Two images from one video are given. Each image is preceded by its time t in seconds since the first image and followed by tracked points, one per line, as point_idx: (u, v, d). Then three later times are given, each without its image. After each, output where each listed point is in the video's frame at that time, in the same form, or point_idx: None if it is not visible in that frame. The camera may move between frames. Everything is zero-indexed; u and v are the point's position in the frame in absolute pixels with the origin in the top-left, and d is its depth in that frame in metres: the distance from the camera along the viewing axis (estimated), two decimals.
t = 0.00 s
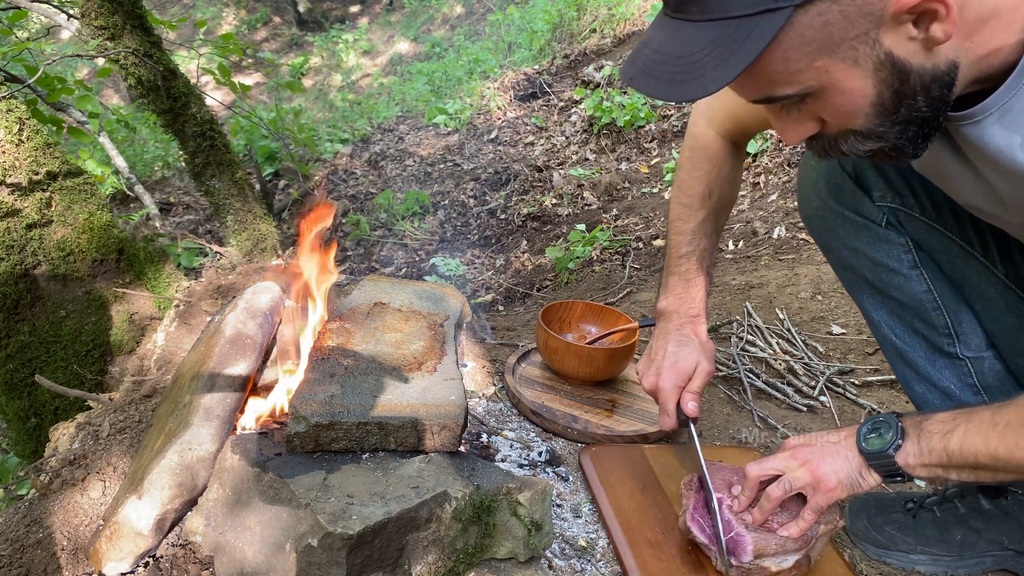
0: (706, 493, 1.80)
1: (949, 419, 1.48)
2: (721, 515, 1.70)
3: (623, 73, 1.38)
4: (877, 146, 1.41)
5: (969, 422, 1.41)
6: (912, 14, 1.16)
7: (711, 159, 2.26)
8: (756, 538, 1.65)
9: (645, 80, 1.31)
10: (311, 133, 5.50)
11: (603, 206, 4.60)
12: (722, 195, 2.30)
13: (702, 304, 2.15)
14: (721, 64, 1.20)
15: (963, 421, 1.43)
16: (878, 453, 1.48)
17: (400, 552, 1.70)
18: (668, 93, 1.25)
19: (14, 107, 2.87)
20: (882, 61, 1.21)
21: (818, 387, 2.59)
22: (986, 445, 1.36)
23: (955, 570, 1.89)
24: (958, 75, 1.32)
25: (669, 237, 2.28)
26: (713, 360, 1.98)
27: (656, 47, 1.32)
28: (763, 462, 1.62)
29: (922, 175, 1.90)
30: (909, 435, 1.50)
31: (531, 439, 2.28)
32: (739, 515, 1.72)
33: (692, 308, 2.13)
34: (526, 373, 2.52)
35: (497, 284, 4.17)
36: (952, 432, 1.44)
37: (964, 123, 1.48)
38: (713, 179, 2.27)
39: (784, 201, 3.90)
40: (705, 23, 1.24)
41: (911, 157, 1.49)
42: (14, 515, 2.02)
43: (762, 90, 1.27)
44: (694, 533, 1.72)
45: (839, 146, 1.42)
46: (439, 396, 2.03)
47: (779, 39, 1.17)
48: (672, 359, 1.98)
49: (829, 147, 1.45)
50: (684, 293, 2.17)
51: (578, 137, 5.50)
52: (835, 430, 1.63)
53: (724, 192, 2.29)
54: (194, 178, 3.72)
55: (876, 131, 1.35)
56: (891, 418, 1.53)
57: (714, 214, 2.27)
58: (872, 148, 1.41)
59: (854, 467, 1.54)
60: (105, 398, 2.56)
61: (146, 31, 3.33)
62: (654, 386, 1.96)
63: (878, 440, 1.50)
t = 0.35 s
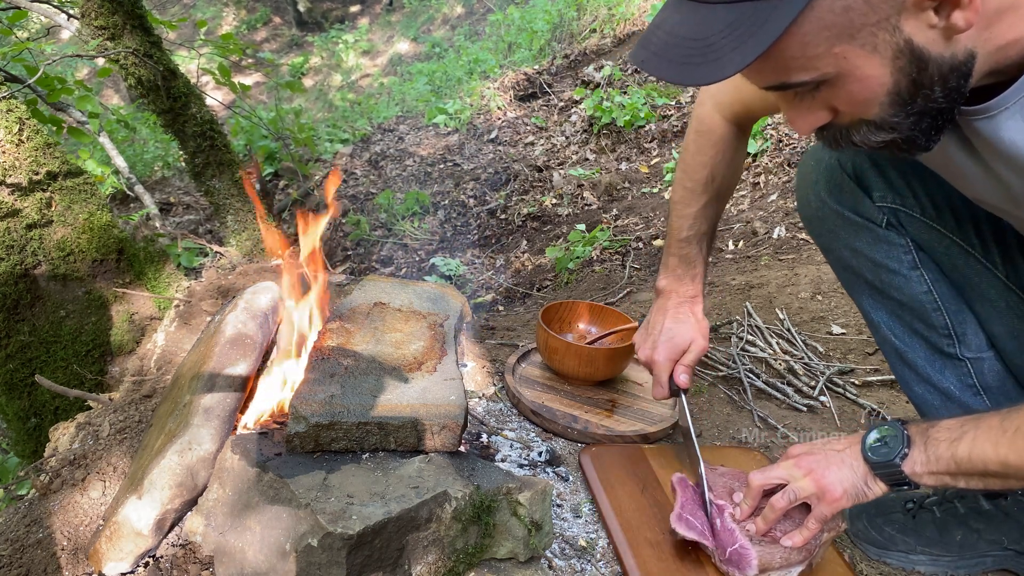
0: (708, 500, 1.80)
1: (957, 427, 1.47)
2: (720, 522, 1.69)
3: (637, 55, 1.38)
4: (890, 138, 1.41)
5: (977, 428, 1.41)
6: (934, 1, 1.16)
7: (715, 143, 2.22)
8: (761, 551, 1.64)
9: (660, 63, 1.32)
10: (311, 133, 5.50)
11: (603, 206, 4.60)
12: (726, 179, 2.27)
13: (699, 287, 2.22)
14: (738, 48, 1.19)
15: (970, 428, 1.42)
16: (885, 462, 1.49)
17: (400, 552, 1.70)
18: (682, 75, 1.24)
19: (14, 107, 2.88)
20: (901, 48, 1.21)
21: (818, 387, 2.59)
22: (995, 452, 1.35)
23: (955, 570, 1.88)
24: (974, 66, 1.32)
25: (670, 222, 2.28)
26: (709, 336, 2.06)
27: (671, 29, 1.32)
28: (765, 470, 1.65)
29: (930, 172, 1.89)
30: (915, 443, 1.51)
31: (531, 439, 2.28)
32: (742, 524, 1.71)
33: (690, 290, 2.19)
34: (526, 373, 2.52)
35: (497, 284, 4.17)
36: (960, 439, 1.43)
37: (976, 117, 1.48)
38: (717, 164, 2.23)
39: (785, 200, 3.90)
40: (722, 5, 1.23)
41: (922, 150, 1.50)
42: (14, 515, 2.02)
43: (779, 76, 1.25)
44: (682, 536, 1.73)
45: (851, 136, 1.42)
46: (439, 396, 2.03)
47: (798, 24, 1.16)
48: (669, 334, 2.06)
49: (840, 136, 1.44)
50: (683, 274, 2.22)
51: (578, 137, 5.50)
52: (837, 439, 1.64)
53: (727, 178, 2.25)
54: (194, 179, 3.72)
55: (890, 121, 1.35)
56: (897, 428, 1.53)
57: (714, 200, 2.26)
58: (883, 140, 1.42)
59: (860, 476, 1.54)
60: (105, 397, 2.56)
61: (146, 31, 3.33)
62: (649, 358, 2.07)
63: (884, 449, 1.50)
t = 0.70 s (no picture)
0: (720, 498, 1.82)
1: (972, 437, 1.47)
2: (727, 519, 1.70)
3: (651, 63, 1.38)
4: (906, 148, 1.42)
5: (992, 440, 1.41)
6: (956, 13, 1.15)
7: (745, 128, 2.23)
8: (764, 546, 1.63)
9: (674, 72, 1.31)
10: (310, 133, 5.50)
11: (603, 207, 4.60)
12: (754, 165, 2.25)
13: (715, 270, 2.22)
14: (755, 58, 1.19)
15: (987, 438, 1.43)
16: (900, 469, 1.49)
17: (401, 552, 1.70)
18: (697, 86, 1.24)
19: (14, 107, 2.88)
20: (921, 60, 1.21)
21: (818, 387, 2.59)
22: (1009, 464, 1.35)
23: (955, 569, 1.88)
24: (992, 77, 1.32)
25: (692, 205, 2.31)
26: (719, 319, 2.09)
27: (687, 36, 1.31)
28: (778, 468, 1.65)
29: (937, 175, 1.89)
30: (932, 452, 1.50)
31: (531, 439, 2.28)
32: (750, 519, 1.71)
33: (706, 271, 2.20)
34: (526, 373, 2.52)
35: (497, 284, 4.17)
36: (975, 450, 1.44)
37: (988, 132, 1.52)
38: (745, 149, 2.23)
39: (784, 201, 3.90)
40: (742, 13, 1.22)
41: (938, 160, 1.49)
42: (14, 515, 2.02)
43: (797, 84, 1.26)
44: (678, 544, 1.74)
45: (866, 147, 1.43)
46: (439, 396, 2.03)
47: (818, 35, 1.15)
48: (681, 313, 2.08)
49: (853, 147, 1.46)
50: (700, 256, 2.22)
51: (578, 137, 5.50)
52: (854, 441, 1.63)
53: (754, 164, 2.24)
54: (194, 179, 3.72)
55: (906, 133, 1.36)
56: (915, 434, 1.52)
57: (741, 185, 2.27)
58: (899, 150, 1.42)
59: (874, 481, 1.55)
60: (105, 397, 2.56)
61: (146, 31, 3.33)
62: (661, 336, 2.08)
63: (900, 455, 1.50)
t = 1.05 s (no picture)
0: (721, 496, 1.83)
1: (977, 440, 1.48)
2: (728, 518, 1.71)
3: (646, 73, 1.37)
4: (901, 157, 1.41)
5: (996, 445, 1.41)
6: (949, 24, 1.15)
7: (744, 139, 2.29)
8: (765, 543, 1.64)
9: (668, 82, 1.31)
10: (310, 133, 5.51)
11: (603, 207, 4.60)
12: (753, 175, 2.28)
13: (716, 280, 2.13)
14: (749, 70, 1.19)
15: (990, 443, 1.43)
16: (904, 473, 1.49)
17: (400, 552, 1.70)
18: (692, 97, 1.24)
19: (14, 107, 2.87)
20: (914, 71, 1.20)
21: (818, 387, 2.59)
22: (1013, 469, 1.36)
23: (956, 570, 1.88)
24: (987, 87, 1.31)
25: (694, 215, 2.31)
26: (723, 332, 1.98)
27: (680, 48, 1.31)
28: (782, 465, 1.64)
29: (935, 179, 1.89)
30: (936, 455, 1.50)
31: (531, 439, 2.28)
32: (754, 516, 1.73)
33: (705, 284, 2.11)
34: (526, 373, 2.52)
35: (497, 284, 4.17)
36: (978, 454, 1.44)
37: (987, 139, 1.51)
38: (743, 157, 2.28)
39: (784, 201, 3.90)
40: (734, 26, 1.22)
41: (936, 167, 1.48)
42: (14, 515, 2.02)
43: (790, 96, 1.26)
44: (678, 550, 1.73)
45: (861, 155, 1.42)
46: (438, 396, 2.03)
47: (810, 46, 1.16)
48: (682, 328, 2.00)
49: (850, 155, 1.45)
50: (700, 267, 2.17)
51: (578, 137, 5.50)
52: (859, 441, 1.63)
53: (752, 173, 2.27)
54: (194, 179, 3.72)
55: (901, 141, 1.35)
56: (919, 438, 1.53)
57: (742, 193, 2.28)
58: (894, 159, 1.41)
59: (877, 482, 1.55)
60: (105, 397, 2.56)
61: (146, 31, 3.33)
62: (661, 353, 1.99)
63: (904, 459, 1.50)
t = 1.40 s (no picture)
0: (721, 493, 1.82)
1: (976, 439, 1.48)
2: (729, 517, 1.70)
3: (637, 86, 1.37)
4: (894, 164, 1.42)
5: (995, 443, 1.42)
6: (938, 32, 1.15)
7: (736, 175, 2.31)
8: (765, 543, 1.65)
9: (660, 95, 1.30)
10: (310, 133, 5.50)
11: (603, 207, 4.60)
12: (746, 214, 2.31)
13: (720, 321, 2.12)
14: (741, 83, 1.19)
15: (989, 442, 1.44)
16: (903, 472, 1.49)
17: (400, 552, 1.70)
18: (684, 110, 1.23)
19: (14, 107, 2.87)
20: (904, 79, 1.21)
21: (818, 388, 2.59)
22: (1012, 467, 1.36)
23: (955, 570, 1.88)
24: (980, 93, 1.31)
25: (692, 255, 2.31)
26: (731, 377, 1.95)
27: (671, 60, 1.30)
28: (782, 464, 1.64)
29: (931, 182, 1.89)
30: (935, 455, 1.50)
31: (531, 439, 2.28)
32: (754, 515, 1.73)
33: (709, 325, 2.10)
34: (526, 373, 2.52)
35: (497, 284, 4.17)
36: (978, 453, 1.44)
37: (982, 143, 1.51)
38: (737, 196, 2.30)
39: (784, 201, 3.90)
40: (724, 38, 1.22)
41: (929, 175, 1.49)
42: (14, 515, 2.02)
43: (782, 106, 1.26)
44: (679, 552, 1.71)
45: (855, 162, 1.43)
46: (438, 396, 2.03)
47: (800, 56, 1.15)
48: (689, 374, 1.94)
49: (845, 163, 1.46)
50: (702, 310, 2.16)
51: (578, 137, 5.51)
52: (858, 440, 1.63)
53: (748, 208, 2.30)
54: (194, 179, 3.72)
55: (894, 149, 1.36)
56: (918, 436, 1.52)
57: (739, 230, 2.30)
58: (888, 166, 1.42)
59: (876, 481, 1.55)
60: (105, 398, 2.56)
61: (147, 31, 3.33)
62: (670, 403, 1.92)
63: (904, 458, 1.50)
